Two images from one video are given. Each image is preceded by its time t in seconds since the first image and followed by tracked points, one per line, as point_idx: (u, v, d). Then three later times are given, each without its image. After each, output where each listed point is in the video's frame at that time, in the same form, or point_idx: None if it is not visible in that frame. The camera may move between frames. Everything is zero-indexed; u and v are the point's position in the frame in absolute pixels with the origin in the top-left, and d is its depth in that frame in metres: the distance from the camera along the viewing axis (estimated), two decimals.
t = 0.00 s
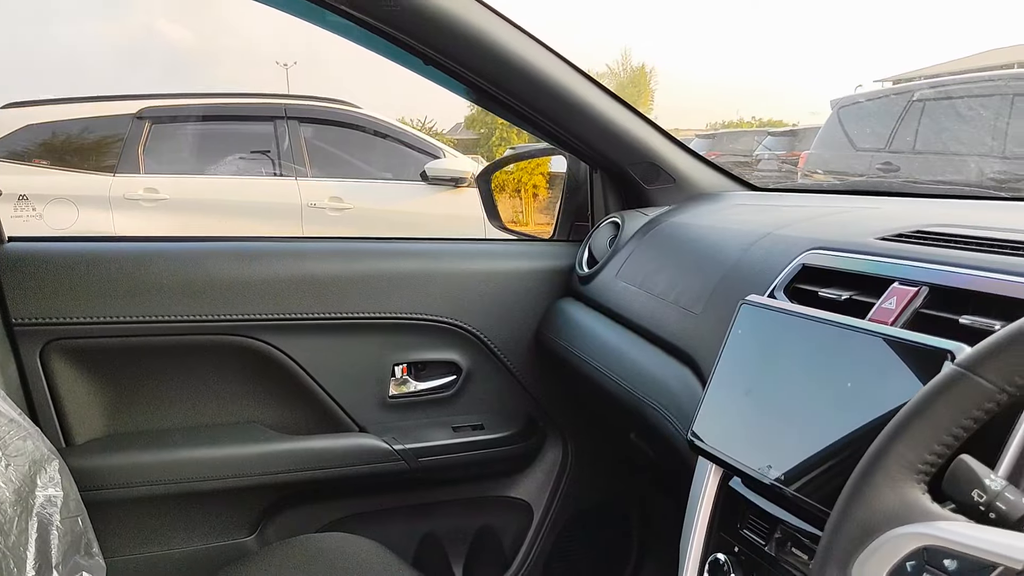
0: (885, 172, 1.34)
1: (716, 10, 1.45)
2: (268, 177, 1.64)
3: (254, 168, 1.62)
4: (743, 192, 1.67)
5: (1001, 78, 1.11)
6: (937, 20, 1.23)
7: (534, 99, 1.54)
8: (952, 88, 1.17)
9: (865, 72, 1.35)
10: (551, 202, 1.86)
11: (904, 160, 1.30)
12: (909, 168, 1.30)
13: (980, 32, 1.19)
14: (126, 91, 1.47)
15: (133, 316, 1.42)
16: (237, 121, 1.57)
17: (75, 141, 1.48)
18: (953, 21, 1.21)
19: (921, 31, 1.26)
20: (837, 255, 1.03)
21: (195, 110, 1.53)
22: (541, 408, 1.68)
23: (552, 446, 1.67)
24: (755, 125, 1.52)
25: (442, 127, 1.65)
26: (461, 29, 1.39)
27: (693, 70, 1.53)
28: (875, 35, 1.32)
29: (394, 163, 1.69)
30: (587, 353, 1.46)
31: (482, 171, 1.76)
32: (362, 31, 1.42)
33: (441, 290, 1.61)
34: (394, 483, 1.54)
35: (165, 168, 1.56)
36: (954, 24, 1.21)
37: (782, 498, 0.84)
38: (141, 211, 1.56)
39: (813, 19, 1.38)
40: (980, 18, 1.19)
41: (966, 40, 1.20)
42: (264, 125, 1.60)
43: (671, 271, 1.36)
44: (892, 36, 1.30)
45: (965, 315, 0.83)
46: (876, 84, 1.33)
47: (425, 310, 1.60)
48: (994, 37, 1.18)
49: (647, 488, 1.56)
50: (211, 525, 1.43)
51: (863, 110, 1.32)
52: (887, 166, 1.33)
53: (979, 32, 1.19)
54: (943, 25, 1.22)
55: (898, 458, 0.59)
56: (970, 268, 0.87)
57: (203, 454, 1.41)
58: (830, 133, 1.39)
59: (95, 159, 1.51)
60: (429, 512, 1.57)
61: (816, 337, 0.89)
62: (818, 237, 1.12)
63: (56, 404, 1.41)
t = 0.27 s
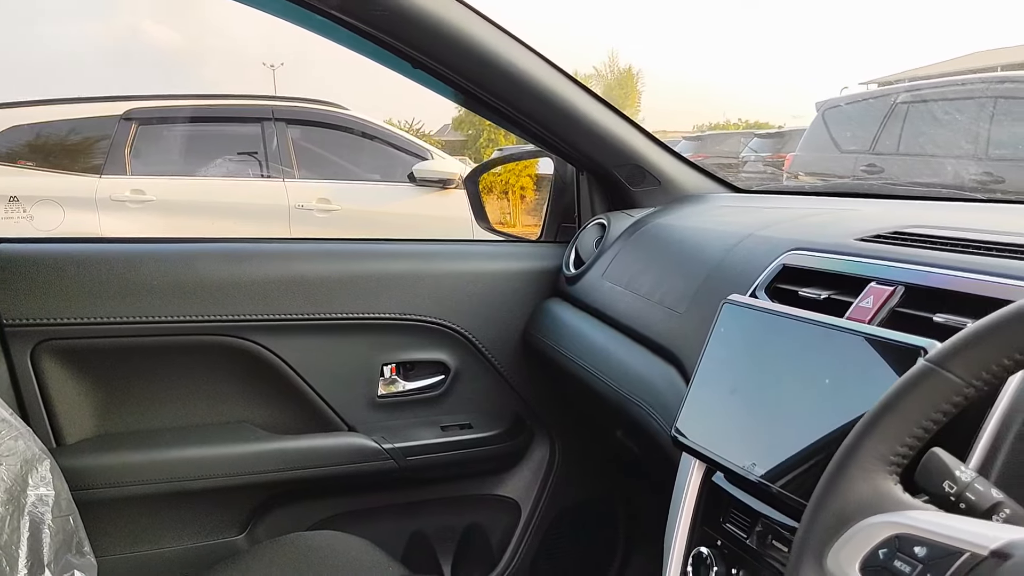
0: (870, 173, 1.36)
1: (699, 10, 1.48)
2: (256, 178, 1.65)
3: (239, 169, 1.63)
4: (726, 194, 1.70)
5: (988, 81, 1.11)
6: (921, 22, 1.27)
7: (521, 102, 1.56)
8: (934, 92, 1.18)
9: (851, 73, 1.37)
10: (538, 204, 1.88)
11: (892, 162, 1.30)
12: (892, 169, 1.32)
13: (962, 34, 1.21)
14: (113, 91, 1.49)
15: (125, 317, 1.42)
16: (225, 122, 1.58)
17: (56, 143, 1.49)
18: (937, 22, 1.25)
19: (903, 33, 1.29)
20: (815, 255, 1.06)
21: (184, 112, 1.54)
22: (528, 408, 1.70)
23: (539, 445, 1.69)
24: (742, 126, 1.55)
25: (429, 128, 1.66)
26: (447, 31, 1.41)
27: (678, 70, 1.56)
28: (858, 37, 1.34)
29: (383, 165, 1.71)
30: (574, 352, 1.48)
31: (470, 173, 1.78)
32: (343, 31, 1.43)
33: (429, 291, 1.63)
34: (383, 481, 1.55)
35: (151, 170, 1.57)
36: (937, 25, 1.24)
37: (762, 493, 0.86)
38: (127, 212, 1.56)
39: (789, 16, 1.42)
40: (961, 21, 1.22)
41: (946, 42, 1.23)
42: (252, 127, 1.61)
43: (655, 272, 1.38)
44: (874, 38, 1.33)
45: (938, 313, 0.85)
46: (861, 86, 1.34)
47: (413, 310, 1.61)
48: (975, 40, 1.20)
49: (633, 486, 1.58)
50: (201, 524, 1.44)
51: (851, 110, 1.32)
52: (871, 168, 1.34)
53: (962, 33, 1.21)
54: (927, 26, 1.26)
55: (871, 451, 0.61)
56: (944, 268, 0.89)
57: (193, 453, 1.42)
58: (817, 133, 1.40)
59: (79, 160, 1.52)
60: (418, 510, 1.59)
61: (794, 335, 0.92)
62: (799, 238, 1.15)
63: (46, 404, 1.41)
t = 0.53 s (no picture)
0: (853, 176, 1.36)
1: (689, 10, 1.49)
2: (243, 179, 1.65)
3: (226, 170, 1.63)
4: (710, 195, 1.73)
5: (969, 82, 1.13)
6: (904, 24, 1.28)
7: (506, 103, 1.58)
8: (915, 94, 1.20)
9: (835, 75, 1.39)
10: (525, 204, 1.90)
11: (873, 162, 1.31)
12: (876, 172, 1.32)
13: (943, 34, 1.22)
14: (98, 92, 1.49)
15: (114, 317, 1.43)
16: (211, 123, 1.59)
17: (40, 143, 1.49)
18: (921, 24, 1.25)
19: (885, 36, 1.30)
20: (795, 254, 1.09)
21: (171, 113, 1.55)
22: (515, 406, 1.71)
23: (526, 443, 1.71)
24: (728, 128, 1.55)
25: (416, 129, 1.68)
26: (432, 31, 1.42)
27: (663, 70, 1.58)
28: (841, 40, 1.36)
29: (370, 166, 1.72)
30: (559, 350, 1.50)
31: (457, 175, 1.79)
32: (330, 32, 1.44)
33: (417, 290, 1.64)
34: (371, 479, 1.57)
35: (136, 171, 1.57)
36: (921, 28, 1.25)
37: (742, 485, 0.88)
38: (113, 213, 1.57)
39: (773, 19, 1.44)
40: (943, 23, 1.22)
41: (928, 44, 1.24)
42: (238, 128, 1.62)
43: (640, 271, 1.40)
44: (857, 41, 1.34)
45: (912, 309, 0.88)
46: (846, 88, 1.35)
47: (401, 310, 1.63)
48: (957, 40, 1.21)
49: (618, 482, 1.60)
50: (190, 522, 1.44)
51: (838, 110, 1.31)
52: (856, 169, 1.34)
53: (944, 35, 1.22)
54: (909, 29, 1.27)
55: (844, 442, 0.63)
56: (919, 265, 0.92)
57: (182, 451, 1.43)
58: (801, 135, 1.40)
59: (63, 160, 1.51)
60: (406, 508, 1.60)
61: (773, 331, 0.94)
62: (780, 237, 1.17)
63: (35, 403, 1.41)
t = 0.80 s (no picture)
0: (838, 176, 1.39)
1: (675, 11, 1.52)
2: (233, 179, 1.66)
3: (211, 172, 1.63)
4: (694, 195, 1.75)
5: (948, 86, 1.16)
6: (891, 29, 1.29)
7: (493, 104, 1.60)
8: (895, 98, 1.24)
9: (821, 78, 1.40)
10: (512, 205, 1.92)
11: (856, 163, 1.33)
12: (862, 173, 1.34)
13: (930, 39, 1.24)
14: (85, 92, 1.50)
15: (103, 316, 1.43)
16: (199, 123, 1.59)
17: (24, 143, 1.49)
18: (908, 28, 1.27)
19: (872, 40, 1.32)
20: (777, 253, 1.11)
21: (159, 113, 1.55)
22: (502, 404, 1.73)
23: (514, 441, 1.72)
24: (715, 129, 1.57)
25: (403, 130, 1.69)
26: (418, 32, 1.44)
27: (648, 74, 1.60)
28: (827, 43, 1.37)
29: (357, 167, 1.73)
30: (547, 348, 1.52)
31: (445, 175, 1.80)
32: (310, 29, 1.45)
33: (405, 289, 1.65)
34: (360, 477, 1.58)
35: (123, 172, 1.57)
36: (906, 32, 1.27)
37: (726, 477, 0.91)
38: (99, 214, 1.56)
39: (758, 22, 1.46)
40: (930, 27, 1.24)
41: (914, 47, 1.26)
42: (225, 128, 1.63)
43: (626, 270, 1.42)
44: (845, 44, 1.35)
45: (890, 306, 0.90)
46: (831, 89, 1.37)
47: (389, 309, 1.64)
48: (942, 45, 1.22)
49: (605, 478, 1.62)
50: (180, 520, 1.45)
51: (821, 112, 1.36)
52: (840, 170, 1.37)
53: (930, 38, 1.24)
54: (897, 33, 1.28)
55: (824, 433, 0.65)
56: (896, 263, 0.94)
57: (172, 450, 1.43)
58: (786, 136, 1.43)
59: (46, 161, 1.52)
60: (395, 505, 1.61)
61: (755, 327, 0.97)
62: (762, 236, 1.20)
63: (24, 402, 1.41)
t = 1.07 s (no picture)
0: (821, 177, 1.43)
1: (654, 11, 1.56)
2: (214, 180, 1.66)
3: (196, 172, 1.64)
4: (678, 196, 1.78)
5: (926, 87, 1.18)
6: (876, 32, 1.28)
7: (480, 105, 1.62)
8: (874, 99, 1.27)
9: (807, 79, 1.40)
10: (499, 205, 1.93)
11: (842, 165, 1.37)
12: (845, 174, 1.38)
13: (917, 41, 1.22)
14: (70, 92, 1.51)
15: (92, 315, 1.44)
16: (186, 124, 1.60)
17: (8, 143, 1.50)
18: (895, 29, 1.26)
19: (856, 41, 1.31)
20: (758, 252, 1.14)
21: (146, 114, 1.56)
22: (490, 402, 1.75)
23: (501, 439, 1.74)
24: (701, 131, 1.59)
25: (390, 132, 1.71)
26: (404, 34, 1.46)
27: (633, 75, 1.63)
28: (813, 45, 1.38)
29: (344, 169, 1.74)
30: (533, 347, 1.54)
31: (432, 176, 1.82)
32: (293, 29, 1.47)
33: (394, 289, 1.67)
34: (349, 475, 1.59)
35: (109, 172, 1.58)
36: (894, 34, 1.26)
37: (707, 471, 0.93)
38: (84, 215, 1.57)
39: (742, 23, 1.49)
40: (916, 29, 1.23)
41: (900, 50, 1.25)
42: (211, 129, 1.63)
43: (611, 270, 1.44)
44: (834, 46, 1.34)
45: (867, 303, 0.93)
46: (817, 91, 1.37)
47: (377, 309, 1.65)
48: (927, 46, 1.21)
49: (591, 475, 1.65)
50: (170, 518, 1.45)
51: (804, 116, 1.38)
52: (824, 172, 1.40)
53: (915, 41, 1.23)
54: (882, 35, 1.27)
55: (800, 425, 0.67)
56: (872, 262, 0.97)
57: (163, 448, 1.44)
58: (772, 138, 1.46)
59: (29, 162, 1.52)
60: (383, 503, 1.62)
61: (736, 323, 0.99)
62: (744, 236, 1.22)
63: (14, 402, 1.41)
